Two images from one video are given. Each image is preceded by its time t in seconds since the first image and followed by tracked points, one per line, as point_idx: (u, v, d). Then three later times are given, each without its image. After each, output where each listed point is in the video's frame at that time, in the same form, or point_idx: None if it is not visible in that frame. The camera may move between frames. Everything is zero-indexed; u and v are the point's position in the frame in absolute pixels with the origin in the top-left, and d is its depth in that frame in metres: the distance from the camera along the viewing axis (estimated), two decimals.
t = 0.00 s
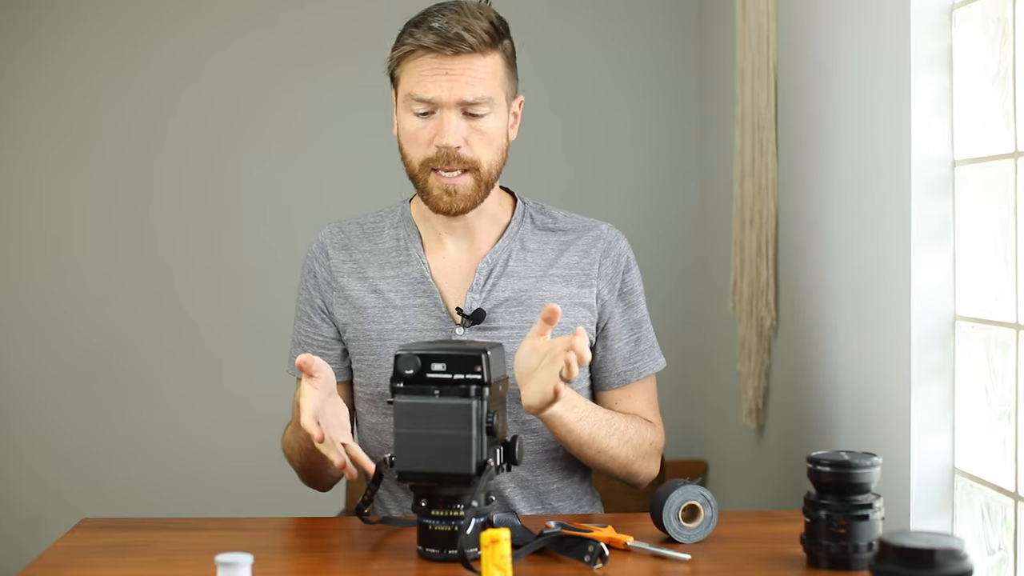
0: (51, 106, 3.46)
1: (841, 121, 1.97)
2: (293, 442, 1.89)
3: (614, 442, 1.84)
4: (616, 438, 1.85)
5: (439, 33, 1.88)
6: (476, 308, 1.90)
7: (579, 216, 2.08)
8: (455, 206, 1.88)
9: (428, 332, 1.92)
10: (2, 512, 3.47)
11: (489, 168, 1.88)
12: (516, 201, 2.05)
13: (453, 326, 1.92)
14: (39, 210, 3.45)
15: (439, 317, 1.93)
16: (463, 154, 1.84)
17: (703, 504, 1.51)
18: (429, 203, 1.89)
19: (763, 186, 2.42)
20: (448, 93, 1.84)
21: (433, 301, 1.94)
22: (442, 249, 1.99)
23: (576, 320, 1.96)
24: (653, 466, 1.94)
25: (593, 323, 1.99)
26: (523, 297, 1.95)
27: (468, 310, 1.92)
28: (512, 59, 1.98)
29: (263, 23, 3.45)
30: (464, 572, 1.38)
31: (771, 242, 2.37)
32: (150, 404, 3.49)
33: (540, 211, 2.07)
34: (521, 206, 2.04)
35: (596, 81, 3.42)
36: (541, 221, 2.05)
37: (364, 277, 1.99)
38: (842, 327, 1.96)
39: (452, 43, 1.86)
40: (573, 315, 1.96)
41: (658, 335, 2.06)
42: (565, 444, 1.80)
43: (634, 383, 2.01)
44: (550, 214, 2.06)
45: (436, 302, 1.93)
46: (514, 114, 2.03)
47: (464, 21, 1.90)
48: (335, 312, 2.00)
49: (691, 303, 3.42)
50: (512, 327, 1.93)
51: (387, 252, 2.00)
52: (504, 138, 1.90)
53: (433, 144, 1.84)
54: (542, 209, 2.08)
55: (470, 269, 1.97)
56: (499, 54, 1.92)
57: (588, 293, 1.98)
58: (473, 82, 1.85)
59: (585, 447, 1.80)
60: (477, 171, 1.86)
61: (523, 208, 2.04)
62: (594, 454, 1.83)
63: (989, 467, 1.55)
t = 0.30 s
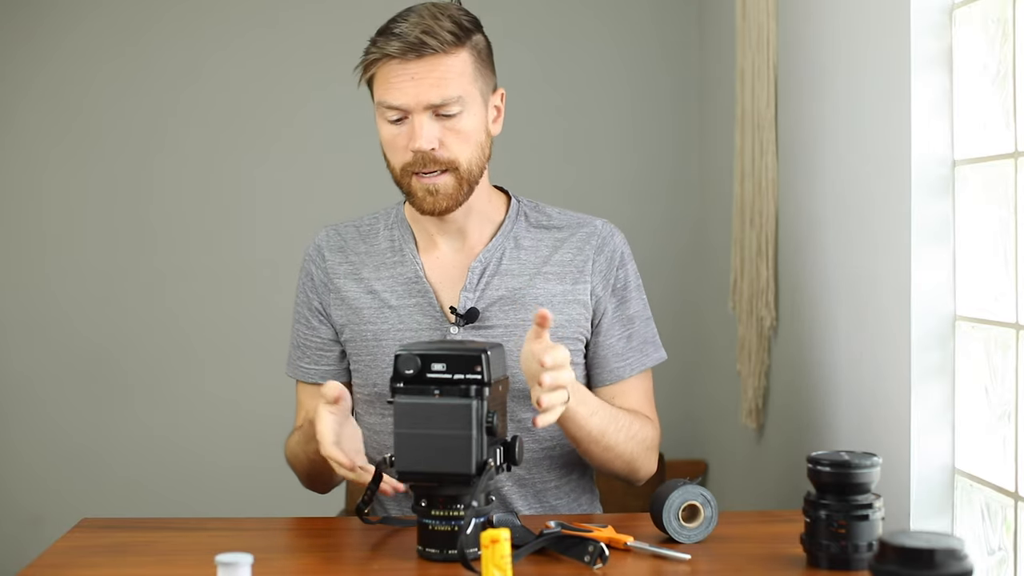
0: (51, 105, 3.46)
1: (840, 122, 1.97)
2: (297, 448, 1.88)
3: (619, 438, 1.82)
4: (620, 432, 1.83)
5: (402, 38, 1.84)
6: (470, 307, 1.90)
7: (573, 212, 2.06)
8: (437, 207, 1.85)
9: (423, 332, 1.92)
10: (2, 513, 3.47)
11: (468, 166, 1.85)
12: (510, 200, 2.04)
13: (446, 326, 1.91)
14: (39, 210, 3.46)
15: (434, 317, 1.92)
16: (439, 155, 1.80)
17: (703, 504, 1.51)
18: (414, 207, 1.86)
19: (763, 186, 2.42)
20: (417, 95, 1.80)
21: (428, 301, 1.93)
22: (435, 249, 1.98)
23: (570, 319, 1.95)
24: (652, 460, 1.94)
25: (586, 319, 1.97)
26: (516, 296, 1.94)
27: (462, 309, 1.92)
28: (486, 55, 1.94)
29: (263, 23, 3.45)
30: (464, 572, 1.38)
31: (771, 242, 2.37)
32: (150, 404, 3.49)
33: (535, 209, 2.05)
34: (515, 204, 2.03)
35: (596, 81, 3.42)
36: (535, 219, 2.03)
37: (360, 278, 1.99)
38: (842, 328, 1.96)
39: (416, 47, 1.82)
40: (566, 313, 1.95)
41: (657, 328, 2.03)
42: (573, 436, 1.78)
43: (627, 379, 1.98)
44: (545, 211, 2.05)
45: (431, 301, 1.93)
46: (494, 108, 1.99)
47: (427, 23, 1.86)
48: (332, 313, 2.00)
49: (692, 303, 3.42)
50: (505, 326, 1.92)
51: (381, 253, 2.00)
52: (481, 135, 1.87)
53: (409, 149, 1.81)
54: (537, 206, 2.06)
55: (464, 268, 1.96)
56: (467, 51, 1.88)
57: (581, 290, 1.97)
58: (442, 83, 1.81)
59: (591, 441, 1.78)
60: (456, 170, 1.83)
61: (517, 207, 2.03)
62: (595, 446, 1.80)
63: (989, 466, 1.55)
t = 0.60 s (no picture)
0: (51, 105, 3.46)
1: (841, 122, 1.97)
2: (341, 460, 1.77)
3: (598, 370, 1.62)
4: (598, 362, 1.62)
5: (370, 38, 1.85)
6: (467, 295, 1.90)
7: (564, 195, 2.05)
8: (429, 201, 1.83)
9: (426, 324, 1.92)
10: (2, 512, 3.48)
11: (452, 156, 1.83)
12: (501, 189, 2.03)
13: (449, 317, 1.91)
14: (39, 210, 3.46)
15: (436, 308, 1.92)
16: (420, 148, 1.80)
17: (703, 504, 1.51)
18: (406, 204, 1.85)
19: (763, 186, 2.42)
20: (389, 92, 1.80)
21: (429, 293, 1.93)
22: (435, 245, 1.97)
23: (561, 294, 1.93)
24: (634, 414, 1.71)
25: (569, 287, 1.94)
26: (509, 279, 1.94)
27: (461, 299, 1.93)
28: (460, 48, 1.93)
29: (263, 23, 3.45)
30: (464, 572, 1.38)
31: (771, 241, 2.37)
32: (150, 404, 3.49)
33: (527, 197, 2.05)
34: (506, 193, 2.03)
35: (596, 81, 3.42)
36: (526, 204, 2.02)
37: (359, 274, 1.97)
38: (842, 326, 1.96)
39: (384, 45, 1.83)
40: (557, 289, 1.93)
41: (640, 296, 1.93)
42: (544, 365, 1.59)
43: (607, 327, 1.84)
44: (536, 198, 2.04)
45: (432, 292, 1.93)
46: (478, 99, 1.98)
47: (394, 22, 1.87)
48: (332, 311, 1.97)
49: (692, 304, 3.42)
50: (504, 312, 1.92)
51: (380, 248, 1.98)
52: (462, 125, 1.86)
53: (389, 146, 1.80)
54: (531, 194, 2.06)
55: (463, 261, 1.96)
56: (438, 44, 1.87)
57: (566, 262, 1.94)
58: (412, 77, 1.81)
59: (564, 368, 1.59)
60: (441, 161, 1.82)
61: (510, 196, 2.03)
62: (570, 377, 1.60)
63: (989, 466, 1.55)
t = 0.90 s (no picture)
0: (52, 105, 3.46)
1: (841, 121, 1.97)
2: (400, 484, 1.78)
3: (581, 363, 1.62)
4: (581, 356, 1.62)
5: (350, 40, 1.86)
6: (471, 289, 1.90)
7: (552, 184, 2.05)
8: (422, 197, 1.84)
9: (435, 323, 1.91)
10: (3, 512, 3.48)
11: (441, 151, 1.85)
12: (493, 185, 2.03)
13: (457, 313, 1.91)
14: (39, 211, 3.46)
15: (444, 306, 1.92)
16: (407, 145, 1.81)
17: (703, 504, 1.51)
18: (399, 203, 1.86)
19: (763, 186, 2.42)
20: (372, 92, 1.82)
21: (436, 292, 1.92)
22: (434, 243, 1.97)
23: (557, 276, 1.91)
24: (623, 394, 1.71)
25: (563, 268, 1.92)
26: (509, 268, 1.94)
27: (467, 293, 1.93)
28: (442, 46, 1.94)
29: (262, 23, 3.45)
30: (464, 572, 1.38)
31: (771, 241, 2.37)
32: (150, 403, 3.49)
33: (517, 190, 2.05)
34: (498, 188, 2.03)
35: (596, 82, 3.42)
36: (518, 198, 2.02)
37: (364, 279, 1.96)
38: (842, 326, 1.96)
39: (366, 46, 1.84)
40: (553, 270, 1.91)
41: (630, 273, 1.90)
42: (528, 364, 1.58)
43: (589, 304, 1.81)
44: (525, 190, 2.04)
45: (438, 291, 1.92)
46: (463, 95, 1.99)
47: (375, 22, 1.88)
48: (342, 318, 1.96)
49: (692, 304, 3.42)
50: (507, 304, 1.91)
51: (381, 251, 1.97)
52: (448, 121, 1.87)
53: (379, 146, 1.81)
54: (520, 187, 2.06)
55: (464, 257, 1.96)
56: (419, 42, 1.89)
57: (560, 244, 1.93)
58: (395, 77, 1.83)
59: (548, 366, 1.58)
60: (431, 157, 1.83)
61: (500, 191, 2.03)
62: (556, 374, 1.60)
63: (989, 466, 1.55)
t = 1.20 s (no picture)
0: (52, 105, 3.46)
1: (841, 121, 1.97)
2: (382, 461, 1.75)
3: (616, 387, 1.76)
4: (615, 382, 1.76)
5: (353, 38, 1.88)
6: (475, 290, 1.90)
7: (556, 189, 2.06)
8: (423, 194, 1.84)
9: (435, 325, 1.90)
10: (3, 512, 3.48)
11: (443, 148, 1.85)
12: (493, 187, 2.04)
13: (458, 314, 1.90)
14: (38, 210, 3.46)
15: (443, 307, 1.91)
16: (410, 141, 1.81)
17: (702, 504, 1.51)
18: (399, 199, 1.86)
19: (763, 186, 2.42)
20: (375, 89, 1.84)
21: (436, 293, 1.92)
22: (433, 242, 1.97)
23: (570, 286, 1.93)
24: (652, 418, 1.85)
25: (576, 280, 1.94)
26: (517, 272, 1.94)
27: (468, 294, 1.92)
28: (444, 47, 1.96)
29: (262, 23, 3.45)
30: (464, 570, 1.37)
31: (771, 241, 2.37)
32: (149, 403, 3.49)
33: (517, 194, 2.06)
34: (498, 190, 2.03)
35: (597, 81, 3.42)
36: (520, 201, 2.03)
37: (364, 282, 1.96)
38: (842, 327, 1.96)
39: (370, 43, 1.87)
40: (565, 280, 1.93)
41: (643, 284, 1.96)
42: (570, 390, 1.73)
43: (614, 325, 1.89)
44: (527, 194, 2.05)
45: (438, 292, 1.92)
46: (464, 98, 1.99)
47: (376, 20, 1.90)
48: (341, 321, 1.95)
49: (692, 303, 3.42)
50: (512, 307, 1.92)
51: (381, 253, 1.96)
52: (450, 118, 1.88)
53: (381, 142, 1.82)
54: (521, 190, 2.07)
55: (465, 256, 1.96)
56: (421, 41, 1.91)
57: (573, 256, 1.95)
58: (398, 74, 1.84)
59: (588, 392, 1.73)
60: (432, 154, 1.84)
61: (500, 193, 2.03)
62: (594, 400, 1.75)
63: (989, 467, 1.55)
